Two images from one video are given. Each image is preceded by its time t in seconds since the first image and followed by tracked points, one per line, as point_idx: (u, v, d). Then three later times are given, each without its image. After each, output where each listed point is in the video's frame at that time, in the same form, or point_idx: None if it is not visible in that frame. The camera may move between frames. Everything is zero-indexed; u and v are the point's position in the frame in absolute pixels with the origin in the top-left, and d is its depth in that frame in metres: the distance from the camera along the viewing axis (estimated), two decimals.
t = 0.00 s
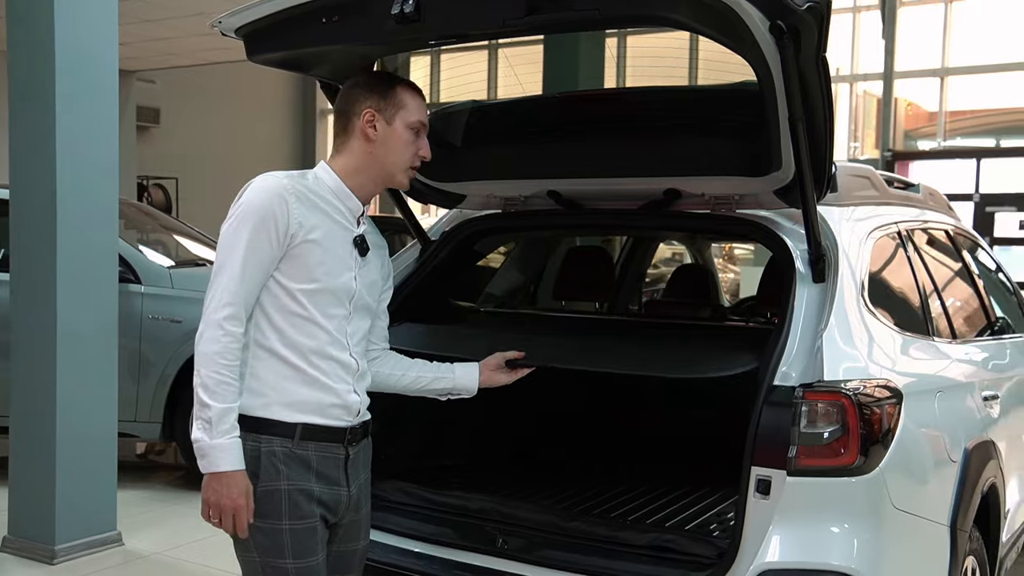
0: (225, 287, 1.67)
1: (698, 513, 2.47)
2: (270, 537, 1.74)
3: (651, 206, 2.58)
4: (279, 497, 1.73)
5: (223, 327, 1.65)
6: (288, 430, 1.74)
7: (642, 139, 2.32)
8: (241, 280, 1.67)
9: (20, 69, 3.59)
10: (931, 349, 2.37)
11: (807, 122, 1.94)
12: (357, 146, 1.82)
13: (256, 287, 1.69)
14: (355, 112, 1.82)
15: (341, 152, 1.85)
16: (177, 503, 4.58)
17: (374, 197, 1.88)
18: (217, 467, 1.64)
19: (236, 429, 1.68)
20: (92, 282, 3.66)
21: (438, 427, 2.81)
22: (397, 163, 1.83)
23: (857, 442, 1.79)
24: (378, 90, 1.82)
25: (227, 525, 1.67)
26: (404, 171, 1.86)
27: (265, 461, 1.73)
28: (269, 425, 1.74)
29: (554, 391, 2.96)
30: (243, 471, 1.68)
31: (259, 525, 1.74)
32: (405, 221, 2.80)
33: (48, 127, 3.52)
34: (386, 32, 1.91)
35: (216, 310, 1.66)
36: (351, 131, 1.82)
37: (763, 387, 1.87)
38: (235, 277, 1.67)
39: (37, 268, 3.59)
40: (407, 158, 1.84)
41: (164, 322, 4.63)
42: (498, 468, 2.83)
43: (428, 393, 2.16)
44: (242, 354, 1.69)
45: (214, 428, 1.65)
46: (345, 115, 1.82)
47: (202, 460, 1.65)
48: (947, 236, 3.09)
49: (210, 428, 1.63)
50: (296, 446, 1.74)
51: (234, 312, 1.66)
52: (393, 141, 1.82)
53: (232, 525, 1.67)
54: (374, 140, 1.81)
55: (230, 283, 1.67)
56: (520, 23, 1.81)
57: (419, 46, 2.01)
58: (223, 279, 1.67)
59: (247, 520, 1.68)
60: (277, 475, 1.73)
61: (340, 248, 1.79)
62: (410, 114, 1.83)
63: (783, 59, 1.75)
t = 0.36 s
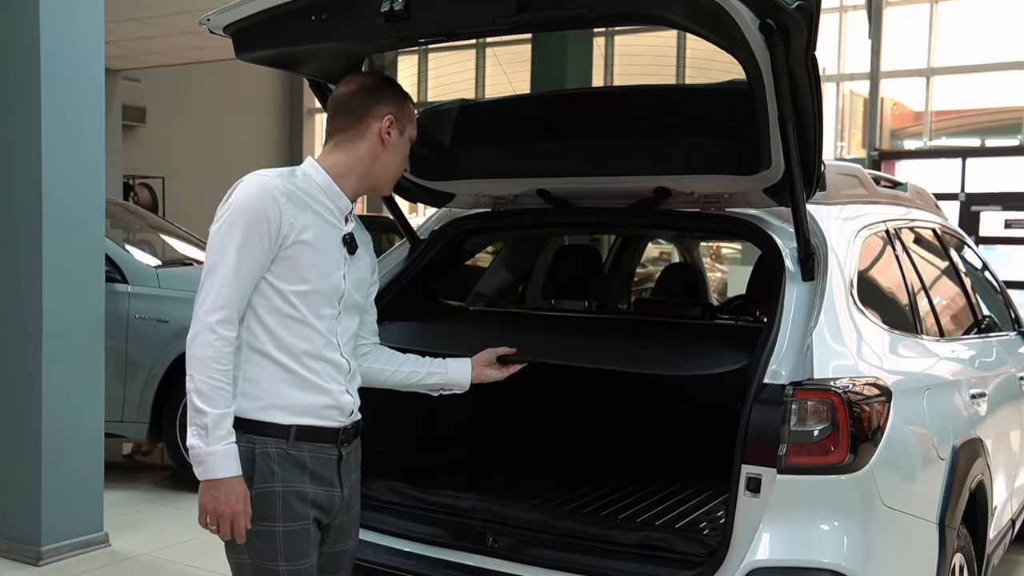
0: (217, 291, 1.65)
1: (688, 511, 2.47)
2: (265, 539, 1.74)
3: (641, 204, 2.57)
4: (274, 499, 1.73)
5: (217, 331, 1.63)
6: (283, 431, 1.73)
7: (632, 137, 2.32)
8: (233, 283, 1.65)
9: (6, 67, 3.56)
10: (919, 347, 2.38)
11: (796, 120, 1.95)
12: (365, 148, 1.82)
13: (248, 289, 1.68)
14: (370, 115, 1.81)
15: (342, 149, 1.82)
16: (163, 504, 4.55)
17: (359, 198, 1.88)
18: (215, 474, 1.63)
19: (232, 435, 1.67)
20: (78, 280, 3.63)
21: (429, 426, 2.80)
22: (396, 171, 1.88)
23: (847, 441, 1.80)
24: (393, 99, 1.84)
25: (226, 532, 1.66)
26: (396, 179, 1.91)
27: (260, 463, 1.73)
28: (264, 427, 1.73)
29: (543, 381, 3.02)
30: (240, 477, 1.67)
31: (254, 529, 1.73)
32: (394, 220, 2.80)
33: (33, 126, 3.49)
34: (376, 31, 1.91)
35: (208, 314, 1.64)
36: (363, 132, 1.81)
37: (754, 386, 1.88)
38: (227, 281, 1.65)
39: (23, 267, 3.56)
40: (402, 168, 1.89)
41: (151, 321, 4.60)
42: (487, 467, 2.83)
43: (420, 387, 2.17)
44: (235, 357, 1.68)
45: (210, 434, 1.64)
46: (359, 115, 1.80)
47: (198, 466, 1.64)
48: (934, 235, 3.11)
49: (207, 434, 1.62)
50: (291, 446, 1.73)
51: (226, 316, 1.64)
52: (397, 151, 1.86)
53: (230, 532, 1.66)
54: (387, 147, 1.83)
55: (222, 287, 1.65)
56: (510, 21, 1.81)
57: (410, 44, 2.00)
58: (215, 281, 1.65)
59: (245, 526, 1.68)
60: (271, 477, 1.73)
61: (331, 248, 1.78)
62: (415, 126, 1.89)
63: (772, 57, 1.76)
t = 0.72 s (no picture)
0: (228, 293, 1.63)
1: (679, 511, 2.48)
2: (269, 541, 1.72)
3: (631, 205, 2.58)
4: (281, 501, 1.72)
5: (229, 333, 1.61)
6: (287, 433, 1.73)
7: (622, 138, 2.32)
8: (244, 286, 1.64)
9: None
10: (908, 347, 2.40)
11: (787, 121, 1.96)
12: (361, 151, 1.82)
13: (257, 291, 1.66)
14: (369, 119, 1.81)
15: (337, 149, 1.81)
16: (152, 506, 4.52)
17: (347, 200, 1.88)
18: (229, 479, 1.62)
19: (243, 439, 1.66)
20: (65, 282, 3.61)
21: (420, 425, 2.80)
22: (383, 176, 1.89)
23: (837, 440, 1.80)
24: (390, 105, 1.85)
25: (238, 537, 1.66)
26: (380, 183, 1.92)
27: (266, 464, 1.72)
28: (266, 428, 1.72)
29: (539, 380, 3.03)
30: (252, 481, 1.66)
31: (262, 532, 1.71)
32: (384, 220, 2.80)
33: (21, 126, 3.47)
34: (366, 30, 1.90)
35: (218, 316, 1.62)
36: (361, 137, 1.81)
37: (744, 386, 1.88)
38: (237, 283, 1.63)
39: (9, 269, 3.53)
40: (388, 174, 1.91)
41: (139, 322, 4.58)
42: (477, 467, 2.83)
43: (410, 386, 2.17)
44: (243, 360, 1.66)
45: (223, 439, 1.62)
46: (358, 117, 1.80)
47: (211, 472, 1.62)
48: (922, 235, 3.13)
49: (221, 439, 1.61)
50: (296, 447, 1.73)
51: (238, 318, 1.63)
52: (388, 158, 1.87)
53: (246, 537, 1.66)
54: (381, 152, 1.85)
55: (233, 289, 1.62)
56: (502, 21, 1.80)
57: (401, 44, 2.00)
58: (225, 283, 1.63)
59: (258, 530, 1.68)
60: (278, 478, 1.72)
61: (329, 249, 1.79)
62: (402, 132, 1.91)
63: (763, 58, 1.76)
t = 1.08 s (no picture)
0: (238, 289, 1.62)
1: (669, 510, 2.49)
2: (274, 541, 1.72)
3: (621, 204, 2.58)
4: (286, 501, 1.72)
5: (239, 330, 1.61)
6: (291, 432, 1.72)
7: (613, 137, 2.32)
8: (253, 282, 1.63)
9: None
10: (896, 346, 2.41)
11: (777, 121, 1.97)
12: (355, 153, 1.82)
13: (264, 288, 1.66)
14: (363, 121, 1.81)
15: (331, 151, 1.81)
16: (140, 506, 4.50)
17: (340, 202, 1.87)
18: (244, 475, 1.62)
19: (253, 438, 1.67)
20: (52, 282, 3.59)
21: (411, 424, 2.80)
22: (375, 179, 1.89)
23: (827, 439, 1.81)
24: (384, 109, 1.86)
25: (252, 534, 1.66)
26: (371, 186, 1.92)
27: (271, 465, 1.70)
28: (267, 428, 1.71)
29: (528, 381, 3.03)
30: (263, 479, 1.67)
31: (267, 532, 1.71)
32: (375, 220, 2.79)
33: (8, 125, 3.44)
34: (357, 30, 1.91)
35: (227, 313, 1.61)
36: (355, 139, 1.81)
37: (734, 384, 1.89)
38: (247, 280, 1.62)
39: None
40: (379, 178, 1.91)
41: (128, 322, 4.56)
42: (467, 467, 2.82)
43: (405, 392, 2.19)
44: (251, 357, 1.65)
45: (236, 436, 1.62)
46: (352, 119, 1.80)
47: (225, 469, 1.62)
48: (911, 235, 3.15)
49: (236, 435, 1.61)
50: (299, 447, 1.73)
51: (248, 315, 1.62)
52: (381, 161, 1.88)
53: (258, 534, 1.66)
54: (375, 154, 1.85)
55: (243, 285, 1.62)
56: (492, 21, 1.81)
57: (392, 43, 2.00)
58: (234, 280, 1.62)
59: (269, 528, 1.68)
60: (283, 479, 1.71)
61: (328, 248, 1.80)
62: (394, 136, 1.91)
63: (753, 57, 1.77)
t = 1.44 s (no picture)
0: (237, 284, 1.61)
1: (663, 508, 2.50)
2: (269, 539, 1.72)
3: (614, 203, 2.58)
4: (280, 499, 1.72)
5: (239, 324, 1.60)
6: (285, 429, 1.72)
7: (606, 136, 2.32)
8: (251, 277, 1.63)
9: None
10: (888, 344, 2.42)
11: (769, 119, 1.97)
12: (342, 151, 1.82)
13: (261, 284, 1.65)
14: (349, 117, 1.81)
15: (317, 149, 1.81)
16: (132, 506, 4.49)
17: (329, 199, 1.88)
18: (262, 468, 1.61)
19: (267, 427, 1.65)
20: (44, 281, 3.57)
21: (405, 423, 2.80)
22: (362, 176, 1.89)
23: (819, 436, 1.82)
24: (370, 104, 1.85)
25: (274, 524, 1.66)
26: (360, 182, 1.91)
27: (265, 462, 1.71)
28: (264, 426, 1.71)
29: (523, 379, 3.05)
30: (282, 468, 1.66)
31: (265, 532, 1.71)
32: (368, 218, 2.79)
33: None
34: (350, 29, 1.91)
35: (227, 307, 1.60)
36: (341, 136, 1.81)
37: (727, 382, 1.90)
38: (245, 275, 1.62)
39: None
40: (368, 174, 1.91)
41: (120, 321, 4.54)
42: (460, 466, 2.83)
43: (398, 387, 2.21)
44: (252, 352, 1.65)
45: (250, 429, 1.61)
46: (337, 115, 1.80)
47: (244, 463, 1.62)
48: (903, 234, 3.16)
49: (250, 429, 1.60)
50: (293, 444, 1.73)
51: (247, 310, 1.61)
52: (369, 157, 1.87)
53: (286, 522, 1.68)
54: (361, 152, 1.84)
55: (241, 281, 1.61)
56: (486, 19, 1.81)
57: (385, 42, 1.99)
58: (233, 275, 1.61)
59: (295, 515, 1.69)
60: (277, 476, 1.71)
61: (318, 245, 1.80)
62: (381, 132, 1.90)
63: (745, 56, 1.77)
